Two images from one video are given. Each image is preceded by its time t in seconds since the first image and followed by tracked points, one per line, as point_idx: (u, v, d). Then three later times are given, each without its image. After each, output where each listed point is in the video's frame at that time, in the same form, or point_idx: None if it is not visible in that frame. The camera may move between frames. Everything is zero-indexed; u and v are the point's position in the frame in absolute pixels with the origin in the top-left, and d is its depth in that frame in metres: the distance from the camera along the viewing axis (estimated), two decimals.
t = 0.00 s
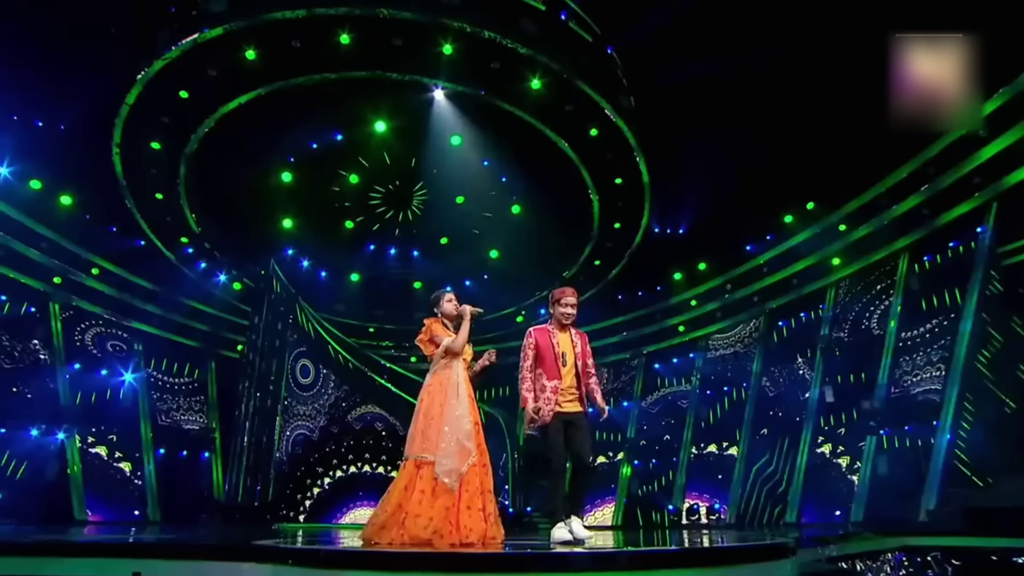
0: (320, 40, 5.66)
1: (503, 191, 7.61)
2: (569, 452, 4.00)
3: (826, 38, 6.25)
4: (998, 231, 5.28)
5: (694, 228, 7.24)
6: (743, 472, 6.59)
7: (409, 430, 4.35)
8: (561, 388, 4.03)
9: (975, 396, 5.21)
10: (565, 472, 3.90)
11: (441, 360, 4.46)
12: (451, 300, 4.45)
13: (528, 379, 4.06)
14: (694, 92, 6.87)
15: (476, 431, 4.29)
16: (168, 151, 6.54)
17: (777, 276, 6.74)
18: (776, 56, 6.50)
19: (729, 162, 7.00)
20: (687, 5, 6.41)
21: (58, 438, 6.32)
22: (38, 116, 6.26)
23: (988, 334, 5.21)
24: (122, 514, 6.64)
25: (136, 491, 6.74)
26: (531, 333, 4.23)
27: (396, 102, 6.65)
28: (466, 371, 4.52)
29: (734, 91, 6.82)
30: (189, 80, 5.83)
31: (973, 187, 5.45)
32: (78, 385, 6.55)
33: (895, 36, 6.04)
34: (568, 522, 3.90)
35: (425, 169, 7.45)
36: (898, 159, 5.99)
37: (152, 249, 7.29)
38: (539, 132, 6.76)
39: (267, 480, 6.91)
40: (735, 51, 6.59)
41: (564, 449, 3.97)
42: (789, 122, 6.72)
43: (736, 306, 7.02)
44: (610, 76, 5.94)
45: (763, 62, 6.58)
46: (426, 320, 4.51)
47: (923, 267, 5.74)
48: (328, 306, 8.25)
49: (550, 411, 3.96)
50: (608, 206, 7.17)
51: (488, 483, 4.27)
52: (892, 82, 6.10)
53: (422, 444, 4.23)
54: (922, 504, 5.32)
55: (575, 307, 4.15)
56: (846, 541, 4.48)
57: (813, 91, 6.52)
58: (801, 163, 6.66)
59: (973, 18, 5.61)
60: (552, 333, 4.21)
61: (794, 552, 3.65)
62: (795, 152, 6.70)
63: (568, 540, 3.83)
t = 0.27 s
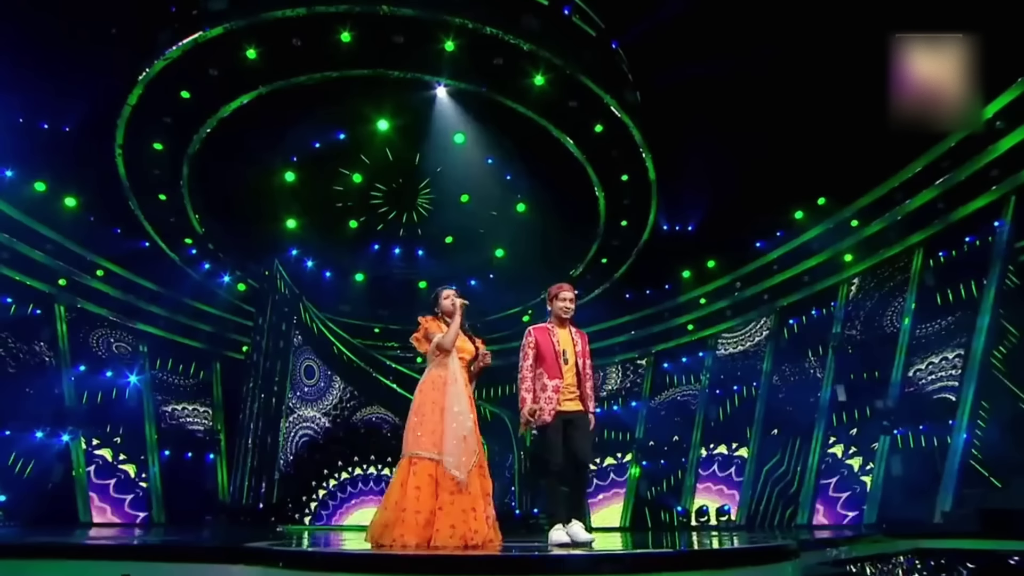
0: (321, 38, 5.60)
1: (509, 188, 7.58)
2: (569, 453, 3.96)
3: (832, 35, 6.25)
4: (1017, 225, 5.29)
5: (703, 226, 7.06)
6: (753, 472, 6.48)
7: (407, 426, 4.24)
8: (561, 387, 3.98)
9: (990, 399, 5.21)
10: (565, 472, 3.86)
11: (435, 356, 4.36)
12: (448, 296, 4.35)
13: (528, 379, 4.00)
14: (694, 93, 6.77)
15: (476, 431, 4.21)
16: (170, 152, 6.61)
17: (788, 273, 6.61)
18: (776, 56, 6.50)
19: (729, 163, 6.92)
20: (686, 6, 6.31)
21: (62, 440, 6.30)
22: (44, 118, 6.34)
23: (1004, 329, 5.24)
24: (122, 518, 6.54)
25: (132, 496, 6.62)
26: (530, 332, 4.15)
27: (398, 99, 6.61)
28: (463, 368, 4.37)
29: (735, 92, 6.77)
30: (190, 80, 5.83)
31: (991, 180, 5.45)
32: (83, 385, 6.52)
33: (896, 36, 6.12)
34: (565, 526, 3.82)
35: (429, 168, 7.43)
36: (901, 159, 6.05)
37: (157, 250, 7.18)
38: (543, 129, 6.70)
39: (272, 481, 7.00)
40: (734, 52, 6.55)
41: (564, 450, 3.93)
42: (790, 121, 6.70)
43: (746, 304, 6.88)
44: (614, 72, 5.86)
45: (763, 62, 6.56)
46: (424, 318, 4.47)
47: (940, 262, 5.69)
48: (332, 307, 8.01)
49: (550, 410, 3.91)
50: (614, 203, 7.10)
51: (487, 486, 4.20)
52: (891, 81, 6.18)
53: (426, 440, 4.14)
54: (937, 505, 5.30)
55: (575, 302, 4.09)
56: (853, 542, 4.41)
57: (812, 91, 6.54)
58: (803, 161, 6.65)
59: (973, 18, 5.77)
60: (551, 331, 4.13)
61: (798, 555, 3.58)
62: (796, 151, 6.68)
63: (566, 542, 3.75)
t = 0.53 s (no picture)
0: (320, 36, 5.58)
1: (510, 188, 7.46)
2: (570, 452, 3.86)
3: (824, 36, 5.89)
4: None
5: (711, 224, 7.05)
6: (762, 473, 6.42)
7: (392, 427, 4.00)
8: (563, 384, 3.91)
9: (1005, 399, 4.96)
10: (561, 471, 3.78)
11: (425, 355, 4.12)
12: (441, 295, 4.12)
13: (527, 375, 3.94)
14: (685, 94, 6.46)
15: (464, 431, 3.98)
16: (172, 152, 6.55)
17: (796, 270, 6.63)
18: (776, 56, 6.14)
19: (730, 162, 6.77)
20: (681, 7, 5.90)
21: (65, 442, 6.23)
22: (49, 121, 6.09)
23: (1017, 325, 4.96)
24: (127, 520, 6.51)
25: (133, 497, 6.60)
26: (532, 328, 4.09)
27: (399, 97, 6.54)
28: (453, 368, 4.13)
29: (734, 90, 6.45)
30: (189, 80, 5.80)
31: (1005, 174, 5.22)
32: (87, 386, 6.49)
33: (895, 36, 5.74)
34: (562, 528, 3.74)
35: (432, 165, 7.29)
36: (903, 160, 5.94)
37: (159, 251, 7.31)
38: (545, 126, 6.63)
39: (275, 483, 6.97)
40: (734, 50, 6.17)
41: (564, 448, 3.85)
42: (789, 121, 6.46)
43: (754, 302, 6.93)
44: (619, 67, 5.79)
45: (756, 62, 6.23)
46: (416, 315, 4.27)
47: (951, 258, 5.56)
48: (336, 307, 8.18)
49: (550, 408, 3.84)
50: (619, 201, 7.02)
51: (480, 488, 3.95)
52: (891, 81, 5.90)
53: (415, 437, 3.89)
54: (950, 507, 5.11)
55: (576, 299, 4.07)
56: (859, 544, 4.35)
57: (813, 91, 6.25)
58: (807, 157, 6.52)
59: (972, 18, 5.37)
60: (552, 327, 4.08)
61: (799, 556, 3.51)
62: (800, 147, 6.53)
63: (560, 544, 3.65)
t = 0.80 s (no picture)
0: (320, 33, 5.55)
1: (515, 186, 7.38)
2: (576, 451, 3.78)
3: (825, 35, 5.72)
4: None
5: (720, 220, 6.97)
6: (773, 474, 6.33)
7: (375, 428, 3.91)
8: (569, 380, 3.85)
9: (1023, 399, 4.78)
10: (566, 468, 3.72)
11: (406, 349, 4.04)
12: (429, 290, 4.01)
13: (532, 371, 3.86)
14: (688, 91, 6.30)
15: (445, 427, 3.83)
16: (175, 152, 6.51)
17: (806, 267, 6.63)
18: (776, 56, 5.99)
19: (734, 157, 6.62)
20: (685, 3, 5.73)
21: (69, 444, 6.20)
22: (53, 122, 6.00)
23: None
24: (132, 521, 6.48)
25: (138, 500, 6.56)
26: (537, 323, 4.01)
27: (400, 97, 6.52)
28: (436, 364, 4.01)
29: (738, 87, 6.28)
30: (190, 80, 5.80)
31: None
32: (93, 386, 6.49)
33: (894, 36, 5.58)
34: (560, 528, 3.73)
35: (436, 163, 7.20)
36: (911, 159, 5.87)
37: (163, 252, 7.29)
38: (549, 123, 6.55)
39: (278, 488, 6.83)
40: (737, 44, 6.00)
41: (570, 446, 3.77)
42: (792, 120, 6.31)
43: (765, 300, 6.98)
44: (623, 62, 5.71)
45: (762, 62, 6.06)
46: (402, 307, 4.17)
47: (967, 254, 5.46)
48: (339, 306, 8.25)
49: (557, 404, 3.77)
50: (625, 198, 6.94)
51: (468, 487, 3.79)
52: (891, 81, 5.76)
53: (396, 437, 3.78)
54: (967, 509, 4.98)
55: (583, 293, 4.02)
56: (870, 546, 4.28)
57: (815, 89, 6.08)
58: (813, 154, 6.40)
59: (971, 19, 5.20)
60: (558, 322, 4.01)
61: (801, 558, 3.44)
62: (803, 145, 6.40)
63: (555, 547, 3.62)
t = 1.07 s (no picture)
0: (324, 33, 5.69)
1: (524, 182, 7.36)
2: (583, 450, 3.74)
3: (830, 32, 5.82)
4: None
5: (733, 216, 6.79)
6: (788, 475, 6.18)
7: (358, 429, 3.98)
8: (575, 380, 3.79)
9: None
10: (574, 466, 3.67)
11: (389, 345, 4.16)
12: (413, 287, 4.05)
13: (538, 373, 3.83)
14: (695, 86, 6.27)
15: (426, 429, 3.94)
16: (181, 153, 6.59)
17: (821, 263, 6.40)
18: (780, 53, 6.03)
19: (742, 154, 6.54)
20: None
21: (79, 446, 6.19)
22: (61, 126, 6.01)
23: None
24: (139, 525, 6.44)
25: (143, 504, 6.50)
26: (542, 324, 3.98)
27: (405, 94, 6.60)
28: (418, 359, 4.15)
29: (741, 81, 6.27)
30: (197, 79, 5.91)
31: None
32: (102, 388, 6.45)
33: (895, 36, 5.78)
34: (566, 530, 3.69)
35: (442, 160, 7.21)
36: (922, 156, 5.83)
37: (171, 254, 7.14)
38: (555, 118, 6.60)
39: (286, 488, 6.91)
40: (742, 38, 5.96)
41: (577, 446, 3.73)
42: (794, 117, 6.34)
43: (779, 297, 6.67)
44: (629, 57, 5.69)
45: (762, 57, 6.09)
46: (385, 303, 4.26)
47: (988, 248, 5.36)
48: (349, 307, 7.98)
49: (561, 404, 3.73)
50: (635, 195, 6.93)
51: (452, 488, 3.89)
52: (891, 81, 5.92)
53: (380, 439, 3.86)
54: (989, 512, 4.92)
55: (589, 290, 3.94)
56: (878, 550, 4.18)
57: (817, 84, 6.15)
58: (820, 150, 6.36)
59: (973, 18, 5.48)
60: (563, 321, 3.96)
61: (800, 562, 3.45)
62: (807, 142, 6.40)
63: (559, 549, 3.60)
